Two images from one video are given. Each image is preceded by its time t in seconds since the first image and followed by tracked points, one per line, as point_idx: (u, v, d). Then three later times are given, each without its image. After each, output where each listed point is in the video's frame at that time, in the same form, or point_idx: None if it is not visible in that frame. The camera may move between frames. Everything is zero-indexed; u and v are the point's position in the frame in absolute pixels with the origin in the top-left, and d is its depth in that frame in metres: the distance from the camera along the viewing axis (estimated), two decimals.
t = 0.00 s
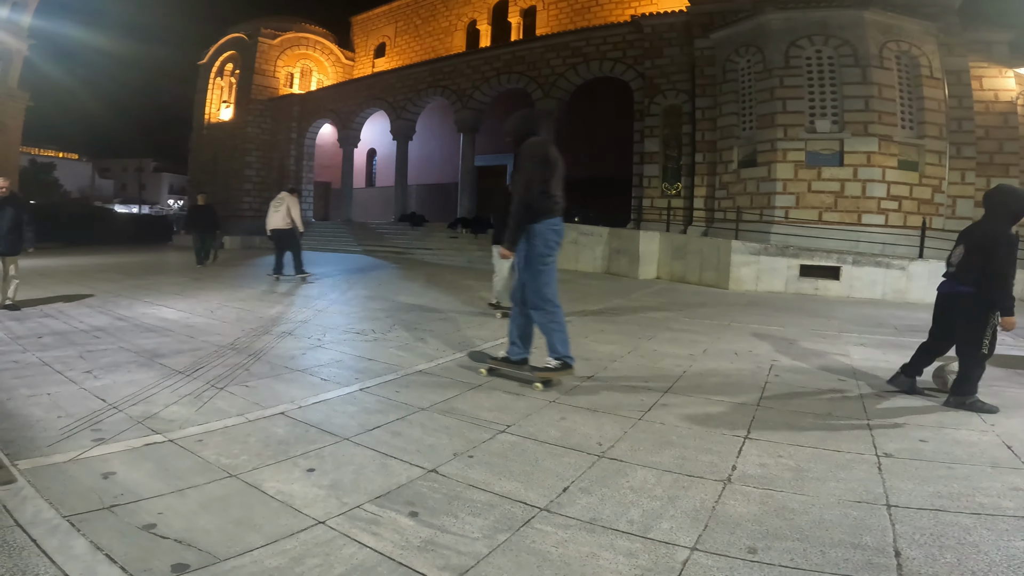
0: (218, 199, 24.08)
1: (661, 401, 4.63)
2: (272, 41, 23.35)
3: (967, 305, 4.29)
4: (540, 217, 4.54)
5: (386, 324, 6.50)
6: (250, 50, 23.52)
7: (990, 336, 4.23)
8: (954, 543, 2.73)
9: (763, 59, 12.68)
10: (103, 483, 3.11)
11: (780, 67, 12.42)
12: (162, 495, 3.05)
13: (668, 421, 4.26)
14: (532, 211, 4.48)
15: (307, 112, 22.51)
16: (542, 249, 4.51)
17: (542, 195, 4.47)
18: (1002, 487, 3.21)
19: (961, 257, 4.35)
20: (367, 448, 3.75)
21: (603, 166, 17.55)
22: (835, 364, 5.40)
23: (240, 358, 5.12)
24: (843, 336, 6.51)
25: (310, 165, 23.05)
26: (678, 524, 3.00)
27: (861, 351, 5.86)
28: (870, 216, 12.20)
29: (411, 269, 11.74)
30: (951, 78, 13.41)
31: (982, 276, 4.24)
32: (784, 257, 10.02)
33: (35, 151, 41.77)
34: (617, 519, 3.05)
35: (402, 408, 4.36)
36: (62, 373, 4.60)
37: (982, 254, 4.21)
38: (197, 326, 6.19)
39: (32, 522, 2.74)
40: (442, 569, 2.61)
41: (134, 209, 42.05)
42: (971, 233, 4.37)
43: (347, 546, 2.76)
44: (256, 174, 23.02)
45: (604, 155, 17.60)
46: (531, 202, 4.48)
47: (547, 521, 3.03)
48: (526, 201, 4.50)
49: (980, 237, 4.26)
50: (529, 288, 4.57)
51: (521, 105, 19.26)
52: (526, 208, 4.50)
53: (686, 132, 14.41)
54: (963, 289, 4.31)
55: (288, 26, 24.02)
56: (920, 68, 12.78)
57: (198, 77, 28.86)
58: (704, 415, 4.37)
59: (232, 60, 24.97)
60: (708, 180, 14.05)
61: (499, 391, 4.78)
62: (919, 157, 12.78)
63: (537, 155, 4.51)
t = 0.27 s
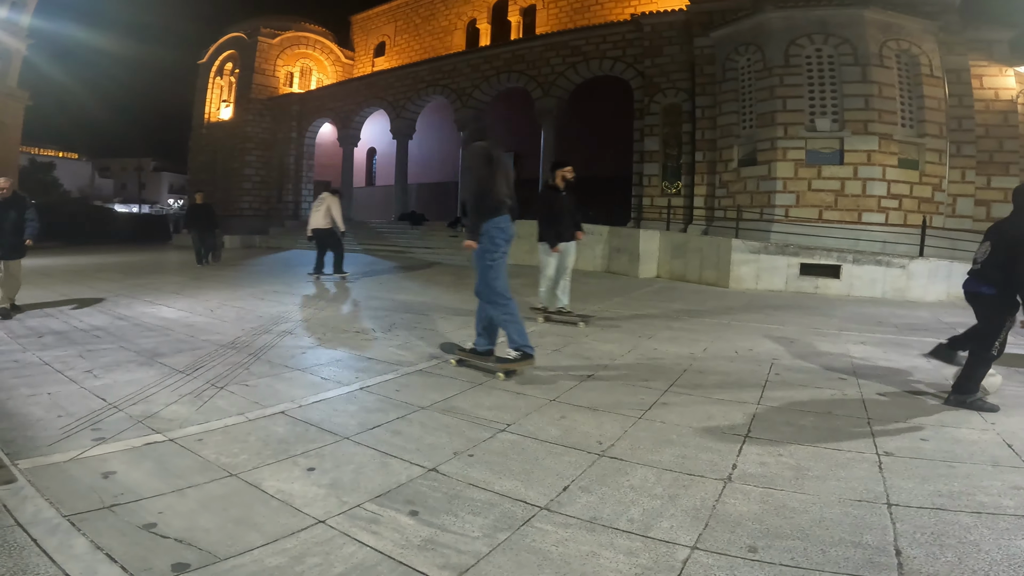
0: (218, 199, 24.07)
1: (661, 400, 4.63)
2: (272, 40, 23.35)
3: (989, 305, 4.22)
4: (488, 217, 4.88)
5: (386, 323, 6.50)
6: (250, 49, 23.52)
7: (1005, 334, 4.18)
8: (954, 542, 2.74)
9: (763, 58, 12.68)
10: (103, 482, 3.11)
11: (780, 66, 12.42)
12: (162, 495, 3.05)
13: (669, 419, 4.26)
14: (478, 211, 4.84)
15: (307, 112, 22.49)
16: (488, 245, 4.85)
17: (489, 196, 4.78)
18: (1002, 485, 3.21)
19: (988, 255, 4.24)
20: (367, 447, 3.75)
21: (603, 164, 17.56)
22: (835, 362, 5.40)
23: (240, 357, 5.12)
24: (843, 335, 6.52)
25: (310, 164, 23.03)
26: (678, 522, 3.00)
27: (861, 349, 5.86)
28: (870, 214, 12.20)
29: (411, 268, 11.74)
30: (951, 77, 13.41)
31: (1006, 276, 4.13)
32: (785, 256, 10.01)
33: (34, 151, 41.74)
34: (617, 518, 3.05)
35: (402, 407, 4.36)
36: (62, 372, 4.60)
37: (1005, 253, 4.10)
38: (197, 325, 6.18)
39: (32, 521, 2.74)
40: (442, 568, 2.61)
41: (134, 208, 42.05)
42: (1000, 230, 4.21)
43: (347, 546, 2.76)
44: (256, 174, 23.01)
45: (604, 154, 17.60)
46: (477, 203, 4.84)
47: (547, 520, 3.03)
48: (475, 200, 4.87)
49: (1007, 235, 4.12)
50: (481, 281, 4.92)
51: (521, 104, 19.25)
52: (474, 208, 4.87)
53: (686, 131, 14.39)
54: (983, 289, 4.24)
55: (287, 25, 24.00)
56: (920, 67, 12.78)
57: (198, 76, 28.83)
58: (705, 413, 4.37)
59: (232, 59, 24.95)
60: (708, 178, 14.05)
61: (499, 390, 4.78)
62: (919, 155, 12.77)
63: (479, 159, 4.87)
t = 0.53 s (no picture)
0: (221, 198, 24.11)
1: (666, 398, 4.63)
2: (274, 40, 23.36)
3: (1005, 304, 4.25)
4: (445, 214, 5.10)
5: (390, 322, 6.49)
6: (252, 49, 23.56)
7: None
8: (962, 541, 2.73)
9: (766, 56, 12.66)
10: (109, 481, 3.11)
11: (784, 64, 12.40)
12: (168, 494, 3.05)
13: (673, 418, 4.26)
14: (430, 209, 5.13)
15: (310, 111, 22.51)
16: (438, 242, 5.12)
17: (445, 195, 4.95)
18: (1010, 485, 3.20)
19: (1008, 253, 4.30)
20: (372, 446, 3.74)
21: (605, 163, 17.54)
22: (840, 361, 5.39)
23: (244, 356, 5.11)
24: (848, 333, 6.51)
25: (312, 163, 23.05)
26: (684, 521, 2.99)
27: (866, 348, 5.85)
28: (874, 213, 12.16)
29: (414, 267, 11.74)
30: (955, 75, 13.36)
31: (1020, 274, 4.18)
32: (788, 255, 9.99)
33: (39, 150, 41.91)
34: (623, 517, 3.04)
35: (407, 406, 4.36)
36: (68, 371, 4.61)
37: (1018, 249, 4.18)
38: (202, 324, 6.18)
39: (39, 520, 2.75)
40: (448, 567, 2.61)
41: (139, 208, 42.17)
42: None
43: (353, 544, 2.77)
44: (258, 173, 23.03)
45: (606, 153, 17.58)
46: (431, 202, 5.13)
47: (552, 519, 3.03)
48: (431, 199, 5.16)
49: None
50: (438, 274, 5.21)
51: (523, 103, 19.24)
52: (431, 206, 5.12)
53: (689, 129, 14.37)
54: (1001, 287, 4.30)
55: (290, 25, 24.03)
56: (925, 65, 12.75)
57: (201, 76, 28.88)
58: (710, 412, 4.36)
59: (235, 59, 24.98)
60: (711, 177, 14.02)
61: (503, 389, 4.77)
62: (924, 153, 12.72)
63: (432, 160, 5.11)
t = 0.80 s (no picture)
0: (223, 198, 24.14)
1: (668, 398, 4.62)
2: (276, 40, 23.40)
3: None
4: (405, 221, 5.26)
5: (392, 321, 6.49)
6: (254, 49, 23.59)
7: None
8: (965, 541, 2.72)
9: (770, 56, 12.63)
10: (111, 481, 3.11)
11: (786, 64, 12.37)
12: (170, 493, 3.05)
13: (676, 418, 4.25)
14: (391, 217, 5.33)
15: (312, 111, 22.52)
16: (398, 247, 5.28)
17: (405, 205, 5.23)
18: (1013, 485, 3.19)
19: None
20: (374, 445, 3.74)
21: (607, 163, 17.53)
22: (843, 361, 5.37)
23: (247, 356, 5.12)
24: (851, 332, 6.49)
25: (314, 163, 23.06)
26: (686, 521, 2.99)
27: (869, 348, 5.83)
28: (877, 212, 12.14)
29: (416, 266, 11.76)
30: (959, 74, 13.31)
31: None
32: (791, 254, 9.97)
33: (42, 150, 42.07)
34: (625, 517, 3.04)
35: (408, 405, 4.36)
36: (71, 371, 4.62)
37: None
38: (204, 323, 6.19)
39: (42, 519, 2.75)
40: (450, 567, 2.61)
41: (141, 208, 42.30)
42: None
43: (354, 544, 2.76)
44: (261, 173, 23.07)
45: (608, 153, 17.58)
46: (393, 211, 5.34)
47: (554, 519, 3.02)
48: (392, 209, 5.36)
49: None
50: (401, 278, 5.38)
51: (525, 103, 19.24)
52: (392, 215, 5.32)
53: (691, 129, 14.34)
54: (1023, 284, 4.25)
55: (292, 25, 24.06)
56: (929, 64, 12.72)
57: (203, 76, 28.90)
58: (712, 411, 4.35)
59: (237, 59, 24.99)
60: (714, 176, 14.00)
61: (505, 388, 4.77)
62: (927, 152, 12.68)
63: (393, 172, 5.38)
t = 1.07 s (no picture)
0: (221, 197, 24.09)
1: (664, 397, 4.62)
2: (273, 39, 23.38)
3: None
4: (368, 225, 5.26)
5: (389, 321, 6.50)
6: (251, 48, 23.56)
7: None
8: (960, 540, 2.72)
9: (766, 55, 12.65)
10: (106, 481, 3.10)
11: (783, 63, 12.39)
12: (165, 493, 3.05)
13: (672, 417, 4.26)
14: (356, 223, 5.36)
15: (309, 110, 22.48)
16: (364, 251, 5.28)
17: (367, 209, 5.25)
18: (1007, 484, 3.19)
19: None
20: (370, 445, 3.74)
21: (604, 162, 17.54)
22: (839, 359, 5.38)
23: (243, 355, 5.12)
24: (847, 331, 6.50)
25: (312, 162, 23.03)
26: (682, 520, 3.00)
27: (865, 347, 5.84)
28: (873, 211, 12.15)
29: (414, 266, 11.76)
30: (955, 74, 13.34)
31: None
32: (788, 253, 10.02)
33: (38, 151, 41.95)
34: (621, 516, 3.04)
35: (405, 405, 4.36)
36: (66, 371, 4.61)
37: None
38: (200, 323, 6.18)
39: (37, 520, 2.74)
40: (446, 566, 2.61)
41: (137, 208, 42.21)
42: None
43: (350, 543, 2.77)
44: (258, 173, 23.05)
45: (605, 152, 17.59)
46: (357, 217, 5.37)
47: (550, 518, 3.02)
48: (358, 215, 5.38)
49: None
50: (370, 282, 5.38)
51: (522, 103, 19.24)
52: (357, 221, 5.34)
53: (688, 128, 14.36)
54: None
55: (289, 24, 24.04)
56: (924, 64, 12.76)
57: (199, 76, 28.84)
58: (708, 411, 4.35)
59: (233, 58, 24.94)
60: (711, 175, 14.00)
61: (502, 388, 4.78)
62: (923, 152, 12.72)
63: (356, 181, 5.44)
